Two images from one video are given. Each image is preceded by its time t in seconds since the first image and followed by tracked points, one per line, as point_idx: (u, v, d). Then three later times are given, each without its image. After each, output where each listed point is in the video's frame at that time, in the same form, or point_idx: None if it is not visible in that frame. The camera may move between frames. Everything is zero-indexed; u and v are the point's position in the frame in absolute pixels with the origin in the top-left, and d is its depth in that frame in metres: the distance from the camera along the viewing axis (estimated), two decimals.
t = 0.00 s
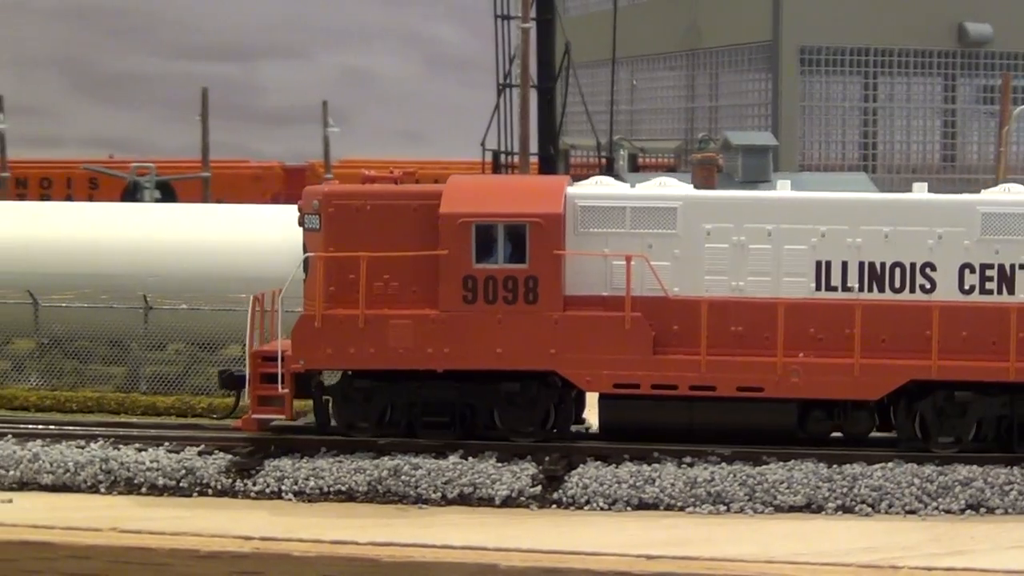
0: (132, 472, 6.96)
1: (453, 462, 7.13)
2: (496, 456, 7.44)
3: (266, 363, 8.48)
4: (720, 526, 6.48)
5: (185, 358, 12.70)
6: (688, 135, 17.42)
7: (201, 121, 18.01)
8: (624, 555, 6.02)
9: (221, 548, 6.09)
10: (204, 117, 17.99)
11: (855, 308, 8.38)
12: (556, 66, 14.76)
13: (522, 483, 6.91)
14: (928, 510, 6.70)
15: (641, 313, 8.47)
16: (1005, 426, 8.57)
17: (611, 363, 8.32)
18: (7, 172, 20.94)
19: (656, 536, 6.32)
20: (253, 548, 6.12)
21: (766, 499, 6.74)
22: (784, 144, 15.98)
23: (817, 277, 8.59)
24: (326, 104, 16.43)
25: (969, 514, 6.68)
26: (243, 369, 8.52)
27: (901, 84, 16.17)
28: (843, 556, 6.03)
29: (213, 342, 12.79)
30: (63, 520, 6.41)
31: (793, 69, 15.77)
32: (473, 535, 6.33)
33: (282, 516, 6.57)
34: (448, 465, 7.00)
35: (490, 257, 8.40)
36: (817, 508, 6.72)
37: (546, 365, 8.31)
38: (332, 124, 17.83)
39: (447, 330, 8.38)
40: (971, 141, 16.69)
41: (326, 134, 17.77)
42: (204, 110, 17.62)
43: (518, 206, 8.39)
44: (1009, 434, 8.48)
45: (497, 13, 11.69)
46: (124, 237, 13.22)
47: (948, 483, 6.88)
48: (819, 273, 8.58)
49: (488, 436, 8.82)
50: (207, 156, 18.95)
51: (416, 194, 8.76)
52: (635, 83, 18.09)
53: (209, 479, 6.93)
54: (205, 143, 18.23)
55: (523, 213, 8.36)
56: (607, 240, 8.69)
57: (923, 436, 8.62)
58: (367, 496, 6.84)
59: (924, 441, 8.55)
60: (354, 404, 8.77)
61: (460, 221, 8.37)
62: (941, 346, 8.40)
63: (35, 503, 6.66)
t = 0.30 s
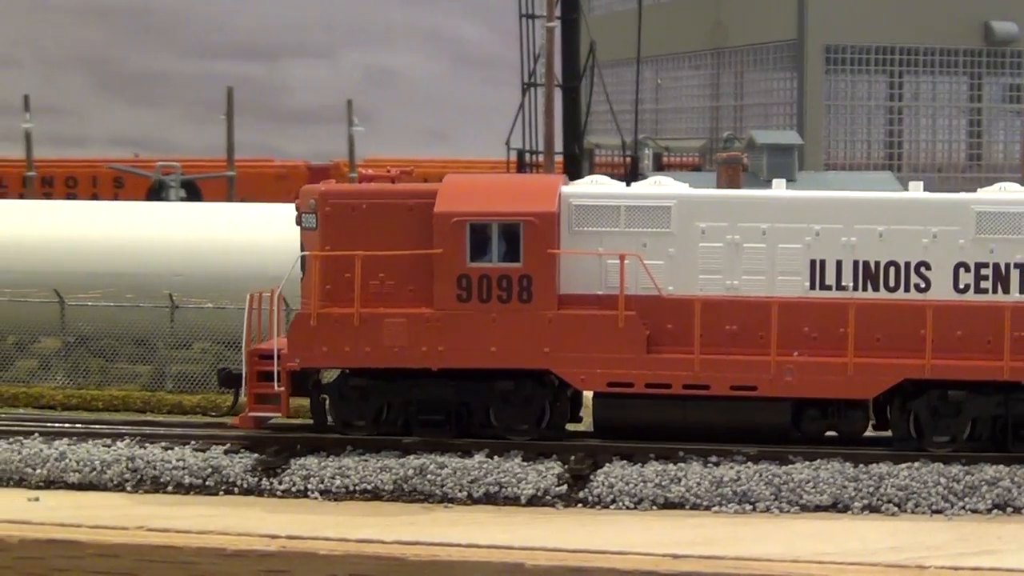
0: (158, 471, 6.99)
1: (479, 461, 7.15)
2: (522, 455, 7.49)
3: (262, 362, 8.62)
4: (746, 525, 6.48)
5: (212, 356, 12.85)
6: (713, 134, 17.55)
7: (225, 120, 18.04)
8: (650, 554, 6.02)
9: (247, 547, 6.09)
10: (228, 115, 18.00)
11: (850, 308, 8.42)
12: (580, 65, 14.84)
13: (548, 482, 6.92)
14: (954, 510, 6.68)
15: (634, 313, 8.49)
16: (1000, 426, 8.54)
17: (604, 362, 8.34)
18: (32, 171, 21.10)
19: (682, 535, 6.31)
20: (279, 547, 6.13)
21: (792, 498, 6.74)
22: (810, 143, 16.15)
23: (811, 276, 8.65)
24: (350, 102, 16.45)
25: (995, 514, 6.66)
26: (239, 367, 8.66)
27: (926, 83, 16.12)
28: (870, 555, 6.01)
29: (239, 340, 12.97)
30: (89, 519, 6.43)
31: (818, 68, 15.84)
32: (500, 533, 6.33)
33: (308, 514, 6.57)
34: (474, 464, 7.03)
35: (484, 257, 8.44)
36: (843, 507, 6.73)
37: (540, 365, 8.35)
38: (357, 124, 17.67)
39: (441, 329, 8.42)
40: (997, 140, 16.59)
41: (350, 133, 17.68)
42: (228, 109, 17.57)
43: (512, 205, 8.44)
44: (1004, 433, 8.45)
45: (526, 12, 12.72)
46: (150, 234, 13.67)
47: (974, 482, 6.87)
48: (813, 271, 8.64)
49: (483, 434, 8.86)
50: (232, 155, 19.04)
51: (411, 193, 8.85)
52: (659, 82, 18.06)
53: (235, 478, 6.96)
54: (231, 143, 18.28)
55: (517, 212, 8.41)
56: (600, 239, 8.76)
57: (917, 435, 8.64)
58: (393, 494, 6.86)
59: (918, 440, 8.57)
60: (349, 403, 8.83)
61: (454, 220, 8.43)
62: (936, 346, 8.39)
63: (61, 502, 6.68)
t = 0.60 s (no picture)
0: (177, 469, 7.01)
1: (496, 459, 7.15)
2: (540, 453, 7.51)
3: (255, 360, 8.72)
4: (765, 525, 6.47)
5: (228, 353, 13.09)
6: (732, 135, 17.72)
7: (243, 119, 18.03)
8: (668, 554, 6.01)
9: (264, 546, 6.09)
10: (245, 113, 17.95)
11: (839, 307, 8.50)
12: (598, 65, 14.93)
13: (566, 481, 6.92)
14: (973, 510, 6.67)
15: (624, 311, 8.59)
16: (991, 426, 8.62)
17: (594, 360, 8.44)
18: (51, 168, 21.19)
19: (700, 534, 6.30)
20: (296, 545, 6.13)
21: (811, 498, 6.74)
22: (828, 142, 15.97)
23: (802, 275, 8.72)
24: (368, 101, 16.47)
25: (1014, 514, 6.64)
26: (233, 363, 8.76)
27: (944, 83, 16.10)
28: (889, 555, 6.00)
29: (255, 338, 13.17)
30: (107, 517, 6.45)
31: (836, 68, 15.76)
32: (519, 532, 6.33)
33: (326, 513, 6.58)
34: (492, 463, 7.04)
35: (474, 255, 8.56)
36: (861, 507, 6.73)
37: (531, 363, 8.47)
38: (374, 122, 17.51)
39: (432, 327, 8.53)
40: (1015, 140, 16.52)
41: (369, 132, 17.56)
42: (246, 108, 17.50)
43: (503, 204, 8.56)
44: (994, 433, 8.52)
45: (545, 11, 12.93)
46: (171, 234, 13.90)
47: (994, 482, 6.85)
48: (804, 270, 8.71)
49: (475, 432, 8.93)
50: (249, 154, 19.12)
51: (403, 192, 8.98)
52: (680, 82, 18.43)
53: (253, 476, 6.99)
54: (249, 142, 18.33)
55: (508, 210, 8.53)
56: (591, 238, 8.84)
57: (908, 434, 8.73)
58: (410, 493, 6.87)
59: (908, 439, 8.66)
60: (342, 400, 8.92)
61: (445, 218, 8.55)
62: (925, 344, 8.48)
63: (78, 500, 6.69)
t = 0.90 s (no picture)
0: (188, 468, 7.02)
1: (507, 459, 7.16)
2: (550, 453, 7.53)
3: (244, 358, 8.91)
4: (776, 524, 6.47)
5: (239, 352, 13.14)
6: (742, 133, 17.61)
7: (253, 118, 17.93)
8: (678, 553, 6.01)
9: (275, 545, 6.09)
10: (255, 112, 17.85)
11: (826, 305, 8.64)
12: (609, 65, 14.95)
13: (577, 481, 6.92)
14: (984, 509, 6.66)
15: (612, 310, 8.70)
16: (978, 424, 8.76)
17: (581, 359, 8.57)
18: (61, 168, 21.20)
19: (712, 534, 6.30)
20: (307, 545, 6.13)
21: (822, 498, 6.74)
22: (840, 145, 16.01)
23: (790, 274, 8.88)
24: (378, 101, 16.43)
25: None
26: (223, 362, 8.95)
27: (954, 82, 16.12)
28: (901, 555, 5.99)
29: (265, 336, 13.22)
30: (118, 515, 6.45)
31: (847, 69, 15.72)
32: (530, 531, 6.33)
33: (337, 512, 6.57)
34: (502, 462, 7.04)
35: (462, 255, 8.72)
36: (873, 507, 6.73)
37: (518, 362, 8.60)
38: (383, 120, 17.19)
39: (420, 325, 8.69)
40: None
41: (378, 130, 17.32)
42: (258, 108, 17.42)
43: (490, 203, 8.72)
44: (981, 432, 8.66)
45: (554, 10, 13.00)
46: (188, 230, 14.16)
47: (1005, 482, 6.85)
48: (791, 270, 8.87)
49: (464, 431, 9.14)
50: (260, 154, 19.09)
51: (393, 191, 9.17)
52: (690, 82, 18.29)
53: (264, 476, 7.00)
54: (259, 142, 18.33)
55: (495, 210, 8.69)
56: (579, 237, 9.03)
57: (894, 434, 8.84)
58: (421, 492, 6.87)
59: (895, 438, 8.76)
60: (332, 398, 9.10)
61: (433, 217, 8.71)
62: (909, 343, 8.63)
63: (89, 499, 6.69)
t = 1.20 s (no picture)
0: (205, 468, 7.04)
1: (524, 459, 7.18)
2: (567, 454, 7.56)
3: (242, 357, 9.12)
4: (794, 525, 6.47)
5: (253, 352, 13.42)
6: (757, 134, 17.48)
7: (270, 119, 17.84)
8: (695, 553, 6.02)
9: (292, 544, 6.09)
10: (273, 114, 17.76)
11: (821, 306, 8.73)
12: (626, 65, 15.01)
13: (594, 481, 6.93)
14: (1001, 510, 6.66)
15: (607, 310, 8.78)
16: (974, 426, 8.78)
17: (577, 358, 8.64)
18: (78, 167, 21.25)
19: (729, 535, 6.30)
20: (325, 544, 6.14)
21: (838, 499, 6.75)
22: (855, 143, 16.17)
23: (785, 275, 9.01)
24: (394, 102, 16.43)
25: None
26: (222, 361, 9.16)
27: (972, 83, 16.21)
28: (920, 556, 5.99)
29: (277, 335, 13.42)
30: (136, 514, 6.47)
31: (863, 67, 15.93)
32: (547, 531, 6.34)
33: (354, 511, 6.59)
34: (519, 463, 7.06)
35: (458, 255, 8.80)
36: (889, 508, 6.73)
37: (514, 362, 8.68)
38: (398, 120, 17.06)
39: (417, 325, 8.78)
40: None
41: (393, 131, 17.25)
42: (275, 107, 17.37)
43: (486, 204, 8.82)
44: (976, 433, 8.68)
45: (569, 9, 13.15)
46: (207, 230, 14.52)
47: (1021, 484, 6.86)
48: (786, 270, 8.99)
49: (461, 430, 9.23)
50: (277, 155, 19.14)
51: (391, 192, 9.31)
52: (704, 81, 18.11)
53: (281, 475, 7.02)
54: (275, 142, 18.34)
55: (492, 209, 8.79)
56: (577, 237, 9.17)
57: (889, 435, 8.92)
58: (438, 492, 6.88)
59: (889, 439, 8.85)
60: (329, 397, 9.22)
61: (430, 218, 8.82)
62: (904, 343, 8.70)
63: (107, 498, 6.71)
